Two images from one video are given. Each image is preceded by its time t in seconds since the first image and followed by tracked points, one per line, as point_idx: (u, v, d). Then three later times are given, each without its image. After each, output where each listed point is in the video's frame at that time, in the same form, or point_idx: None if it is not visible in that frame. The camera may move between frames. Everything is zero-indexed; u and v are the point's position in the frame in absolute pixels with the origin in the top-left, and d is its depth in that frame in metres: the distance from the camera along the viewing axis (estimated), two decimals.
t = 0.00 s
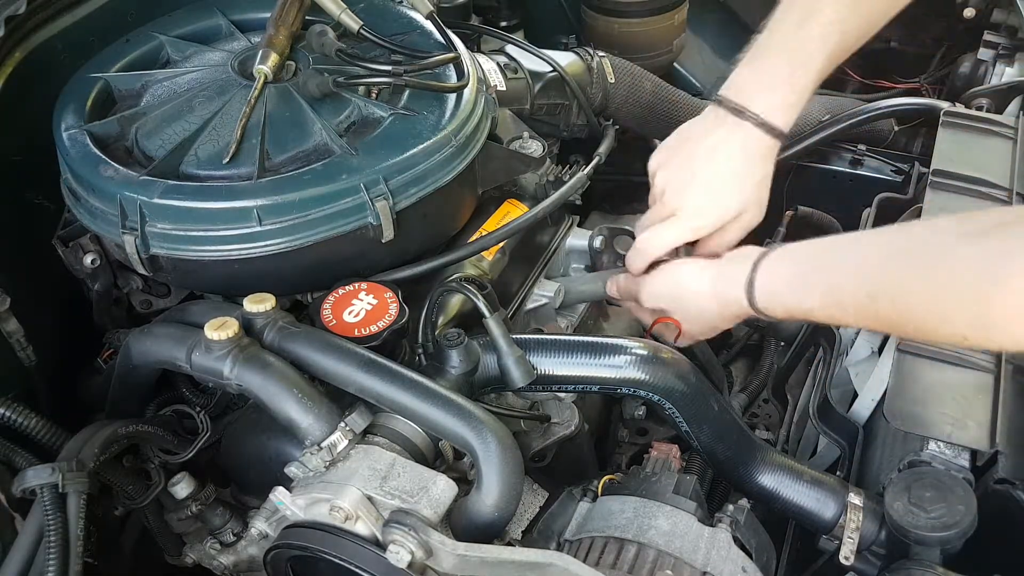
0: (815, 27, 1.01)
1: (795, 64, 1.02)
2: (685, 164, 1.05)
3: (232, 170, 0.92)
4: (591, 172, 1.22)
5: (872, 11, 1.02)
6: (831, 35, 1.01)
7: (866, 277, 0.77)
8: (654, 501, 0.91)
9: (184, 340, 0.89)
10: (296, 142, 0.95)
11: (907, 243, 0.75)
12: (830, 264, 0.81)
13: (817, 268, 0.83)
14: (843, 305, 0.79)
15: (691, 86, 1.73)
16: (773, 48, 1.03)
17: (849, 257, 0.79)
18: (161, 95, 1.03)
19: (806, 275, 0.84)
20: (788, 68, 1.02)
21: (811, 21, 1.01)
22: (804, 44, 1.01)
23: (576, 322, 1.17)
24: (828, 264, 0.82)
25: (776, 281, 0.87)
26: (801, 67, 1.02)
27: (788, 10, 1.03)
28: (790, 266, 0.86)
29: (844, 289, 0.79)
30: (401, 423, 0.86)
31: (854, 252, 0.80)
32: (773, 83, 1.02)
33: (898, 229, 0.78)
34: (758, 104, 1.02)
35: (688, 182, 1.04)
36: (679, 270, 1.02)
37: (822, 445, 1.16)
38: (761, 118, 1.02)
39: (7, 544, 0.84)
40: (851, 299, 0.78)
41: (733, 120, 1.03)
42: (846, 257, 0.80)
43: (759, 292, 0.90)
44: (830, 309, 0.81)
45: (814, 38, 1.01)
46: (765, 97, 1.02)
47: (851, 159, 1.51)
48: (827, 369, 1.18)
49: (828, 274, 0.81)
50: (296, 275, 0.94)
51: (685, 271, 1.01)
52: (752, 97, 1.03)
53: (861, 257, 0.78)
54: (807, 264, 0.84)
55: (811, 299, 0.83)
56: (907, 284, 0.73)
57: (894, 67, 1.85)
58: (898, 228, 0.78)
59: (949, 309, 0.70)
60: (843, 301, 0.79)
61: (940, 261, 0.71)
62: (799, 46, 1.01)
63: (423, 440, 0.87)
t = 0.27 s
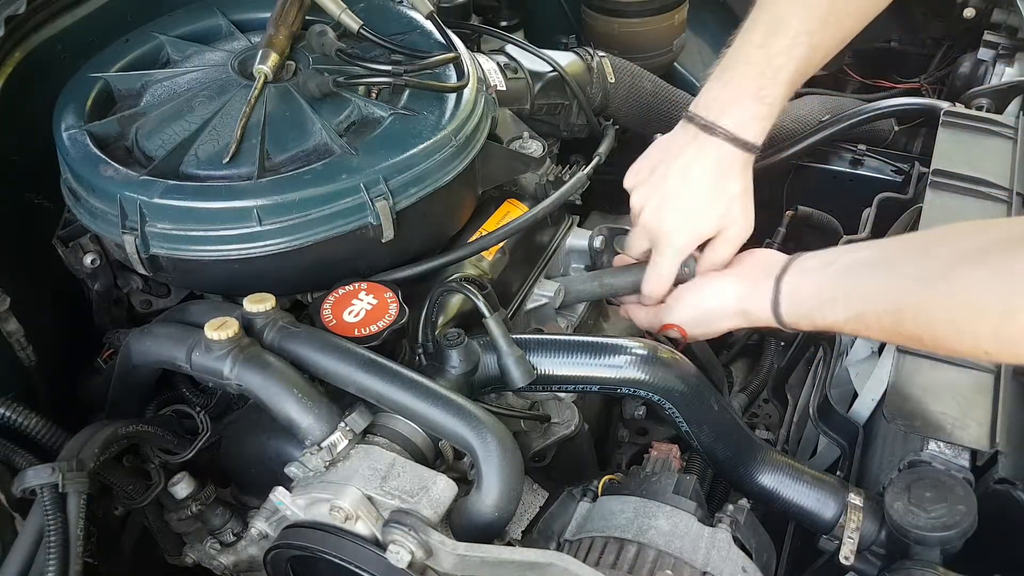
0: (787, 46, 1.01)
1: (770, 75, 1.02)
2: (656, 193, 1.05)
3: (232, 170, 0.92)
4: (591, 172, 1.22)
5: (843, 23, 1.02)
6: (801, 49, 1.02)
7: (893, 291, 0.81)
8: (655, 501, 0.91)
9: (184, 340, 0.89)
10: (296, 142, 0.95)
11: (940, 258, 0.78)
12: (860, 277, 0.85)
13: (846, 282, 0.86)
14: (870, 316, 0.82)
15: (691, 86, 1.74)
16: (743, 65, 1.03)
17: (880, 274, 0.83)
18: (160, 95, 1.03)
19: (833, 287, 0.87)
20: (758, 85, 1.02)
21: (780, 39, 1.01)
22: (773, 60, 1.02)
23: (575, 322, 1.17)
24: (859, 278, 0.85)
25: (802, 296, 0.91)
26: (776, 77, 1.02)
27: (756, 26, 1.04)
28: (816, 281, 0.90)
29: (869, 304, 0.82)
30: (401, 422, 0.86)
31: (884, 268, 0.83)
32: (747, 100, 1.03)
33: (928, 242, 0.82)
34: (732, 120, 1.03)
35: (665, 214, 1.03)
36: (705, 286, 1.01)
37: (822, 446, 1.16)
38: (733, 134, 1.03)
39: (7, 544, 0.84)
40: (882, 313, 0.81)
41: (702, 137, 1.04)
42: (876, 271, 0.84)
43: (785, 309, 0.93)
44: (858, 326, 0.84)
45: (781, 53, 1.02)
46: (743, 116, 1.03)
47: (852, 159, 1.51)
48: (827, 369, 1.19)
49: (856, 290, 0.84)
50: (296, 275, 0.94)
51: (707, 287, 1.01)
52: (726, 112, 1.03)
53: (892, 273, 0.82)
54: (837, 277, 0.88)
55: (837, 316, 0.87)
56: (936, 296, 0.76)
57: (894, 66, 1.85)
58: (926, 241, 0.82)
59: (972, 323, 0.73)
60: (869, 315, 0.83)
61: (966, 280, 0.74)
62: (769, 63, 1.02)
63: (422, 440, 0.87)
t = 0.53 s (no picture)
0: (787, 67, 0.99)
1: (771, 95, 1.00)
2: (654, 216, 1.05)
3: (232, 170, 0.92)
4: (592, 172, 1.22)
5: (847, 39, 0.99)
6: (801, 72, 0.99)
7: (916, 288, 0.80)
8: (655, 501, 0.91)
9: (184, 340, 0.89)
10: (296, 142, 0.95)
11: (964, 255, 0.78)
12: (882, 275, 0.84)
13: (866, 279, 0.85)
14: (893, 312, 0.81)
15: (691, 86, 1.74)
16: (735, 91, 1.03)
17: (903, 271, 0.82)
18: (160, 95, 1.03)
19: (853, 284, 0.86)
20: (757, 108, 1.00)
21: (776, 61, 0.99)
22: (769, 83, 1.00)
23: (575, 322, 1.17)
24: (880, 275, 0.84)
25: (824, 294, 0.89)
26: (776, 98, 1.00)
27: (755, 50, 1.02)
28: (833, 278, 0.89)
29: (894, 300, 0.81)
30: (401, 422, 0.86)
31: (905, 265, 0.82)
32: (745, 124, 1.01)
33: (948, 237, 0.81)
34: (729, 145, 1.01)
35: (662, 245, 1.03)
36: (738, 295, 0.97)
37: (822, 445, 1.16)
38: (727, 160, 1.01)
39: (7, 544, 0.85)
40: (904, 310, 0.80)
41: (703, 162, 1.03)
42: (898, 267, 0.83)
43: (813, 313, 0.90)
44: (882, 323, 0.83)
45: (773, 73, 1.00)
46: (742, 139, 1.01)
47: (851, 159, 1.51)
48: (827, 370, 1.19)
49: (879, 286, 0.83)
50: (296, 275, 0.94)
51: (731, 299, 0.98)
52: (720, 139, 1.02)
53: (916, 269, 0.81)
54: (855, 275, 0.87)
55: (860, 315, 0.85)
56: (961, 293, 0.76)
57: (893, 66, 1.85)
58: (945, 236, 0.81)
59: (998, 324, 0.73)
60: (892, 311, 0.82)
61: (993, 277, 0.74)
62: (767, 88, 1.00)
63: (422, 440, 0.87)
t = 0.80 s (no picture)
0: (784, 56, 0.98)
1: (771, 86, 0.99)
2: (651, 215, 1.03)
3: (232, 170, 0.92)
4: (592, 172, 1.22)
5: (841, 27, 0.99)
6: (798, 62, 0.99)
7: (936, 261, 0.78)
8: (655, 501, 0.91)
9: (184, 340, 0.89)
10: (296, 142, 0.95)
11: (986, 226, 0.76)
12: (898, 246, 0.82)
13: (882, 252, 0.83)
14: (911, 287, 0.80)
15: (690, 86, 1.74)
16: (723, 90, 1.02)
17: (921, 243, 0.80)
18: (160, 95, 1.03)
19: (869, 257, 0.84)
20: (758, 100, 0.99)
21: (770, 55, 0.99)
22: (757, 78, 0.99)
23: (575, 322, 1.17)
24: (897, 246, 0.82)
25: (838, 267, 0.86)
26: (777, 89, 0.99)
27: (742, 49, 1.02)
28: (845, 248, 0.86)
29: (913, 273, 0.79)
30: (400, 422, 0.86)
31: (922, 235, 0.80)
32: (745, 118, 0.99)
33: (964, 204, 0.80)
34: (726, 147, 0.99)
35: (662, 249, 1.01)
36: (751, 275, 0.94)
37: (822, 445, 1.16)
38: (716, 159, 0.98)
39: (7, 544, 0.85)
40: (924, 283, 0.79)
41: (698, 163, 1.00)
42: (913, 237, 0.81)
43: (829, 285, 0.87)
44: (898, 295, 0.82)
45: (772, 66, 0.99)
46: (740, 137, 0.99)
47: (851, 159, 1.51)
48: (827, 369, 1.16)
49: (896, 258, 0.81)
50: (296, 275, 0.94)
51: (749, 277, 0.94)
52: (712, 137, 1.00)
53: (935, 241, 0.79)
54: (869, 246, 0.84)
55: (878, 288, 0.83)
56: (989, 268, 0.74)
57: (893, 66, 1.85)
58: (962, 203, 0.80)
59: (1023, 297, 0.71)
60: (910, 284, 0.80)
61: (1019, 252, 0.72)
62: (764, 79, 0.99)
63: (422, 440, 0.87)
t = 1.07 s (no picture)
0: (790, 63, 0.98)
1: (778, 95, 0.98)
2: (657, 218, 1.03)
3: (232, 170, 0.92)
4: (592, 172, 1.22)
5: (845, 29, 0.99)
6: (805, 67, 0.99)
7: (959, 236, 0.76)
8: (655, 501, 0.91)
9: (184, 340, 0.89)
10: (295, 142, 0.95)
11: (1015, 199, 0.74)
12: (922, 218, 0.79)
13: (903, 225, 0.80)
14: (936, 266, 0.78)
15: (690, 86, 1.74)
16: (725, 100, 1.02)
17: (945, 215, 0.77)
18: (160, 95, 1.03)
19: (891, 229, 0.80)
20: (757, 114, 0.99)
21: (773, 63, 0.98)
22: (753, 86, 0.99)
23: (575, 322, 1.17)
24: (920, 218, 0.79)
25: (855, 239, 0.83)
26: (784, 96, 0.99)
27: (741, 59, 1.02)
28: (863, 216, 0.83)
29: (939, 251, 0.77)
30: (401, 422, 0.86)
31: (940, 207, 0.78)
32: (751, 129, 0.99)
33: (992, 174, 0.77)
34: (724, 155, 0.99)
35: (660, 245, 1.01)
36: (746, 244, 0.88)
37: (822, 445, 1.16)
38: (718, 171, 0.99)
39: (7, 544, 0.85)
40: (951, 260, 0.77)
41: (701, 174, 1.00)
42: (937, 209, 0.78)
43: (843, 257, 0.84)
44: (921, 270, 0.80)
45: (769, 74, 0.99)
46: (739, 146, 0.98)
47: (851, 159, 1.51)
48: (827, 369, 1.16)
49: (919, 232, 0.79)
50: (296, 275, 0.94)
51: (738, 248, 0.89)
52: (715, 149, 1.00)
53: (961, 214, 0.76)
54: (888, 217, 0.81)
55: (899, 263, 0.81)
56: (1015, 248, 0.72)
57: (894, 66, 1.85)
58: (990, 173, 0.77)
59: None
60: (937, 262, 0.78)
61: None
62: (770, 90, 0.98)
63: (422, 440, 0.87)
